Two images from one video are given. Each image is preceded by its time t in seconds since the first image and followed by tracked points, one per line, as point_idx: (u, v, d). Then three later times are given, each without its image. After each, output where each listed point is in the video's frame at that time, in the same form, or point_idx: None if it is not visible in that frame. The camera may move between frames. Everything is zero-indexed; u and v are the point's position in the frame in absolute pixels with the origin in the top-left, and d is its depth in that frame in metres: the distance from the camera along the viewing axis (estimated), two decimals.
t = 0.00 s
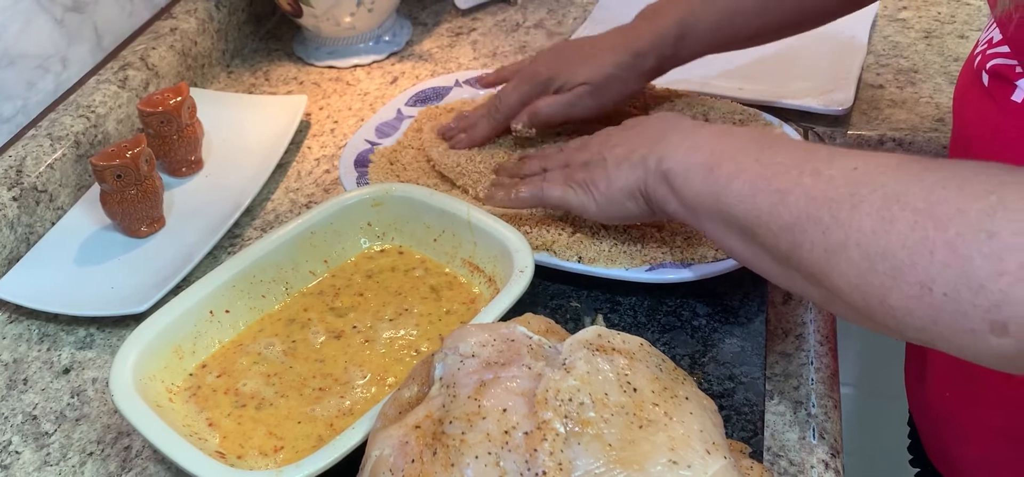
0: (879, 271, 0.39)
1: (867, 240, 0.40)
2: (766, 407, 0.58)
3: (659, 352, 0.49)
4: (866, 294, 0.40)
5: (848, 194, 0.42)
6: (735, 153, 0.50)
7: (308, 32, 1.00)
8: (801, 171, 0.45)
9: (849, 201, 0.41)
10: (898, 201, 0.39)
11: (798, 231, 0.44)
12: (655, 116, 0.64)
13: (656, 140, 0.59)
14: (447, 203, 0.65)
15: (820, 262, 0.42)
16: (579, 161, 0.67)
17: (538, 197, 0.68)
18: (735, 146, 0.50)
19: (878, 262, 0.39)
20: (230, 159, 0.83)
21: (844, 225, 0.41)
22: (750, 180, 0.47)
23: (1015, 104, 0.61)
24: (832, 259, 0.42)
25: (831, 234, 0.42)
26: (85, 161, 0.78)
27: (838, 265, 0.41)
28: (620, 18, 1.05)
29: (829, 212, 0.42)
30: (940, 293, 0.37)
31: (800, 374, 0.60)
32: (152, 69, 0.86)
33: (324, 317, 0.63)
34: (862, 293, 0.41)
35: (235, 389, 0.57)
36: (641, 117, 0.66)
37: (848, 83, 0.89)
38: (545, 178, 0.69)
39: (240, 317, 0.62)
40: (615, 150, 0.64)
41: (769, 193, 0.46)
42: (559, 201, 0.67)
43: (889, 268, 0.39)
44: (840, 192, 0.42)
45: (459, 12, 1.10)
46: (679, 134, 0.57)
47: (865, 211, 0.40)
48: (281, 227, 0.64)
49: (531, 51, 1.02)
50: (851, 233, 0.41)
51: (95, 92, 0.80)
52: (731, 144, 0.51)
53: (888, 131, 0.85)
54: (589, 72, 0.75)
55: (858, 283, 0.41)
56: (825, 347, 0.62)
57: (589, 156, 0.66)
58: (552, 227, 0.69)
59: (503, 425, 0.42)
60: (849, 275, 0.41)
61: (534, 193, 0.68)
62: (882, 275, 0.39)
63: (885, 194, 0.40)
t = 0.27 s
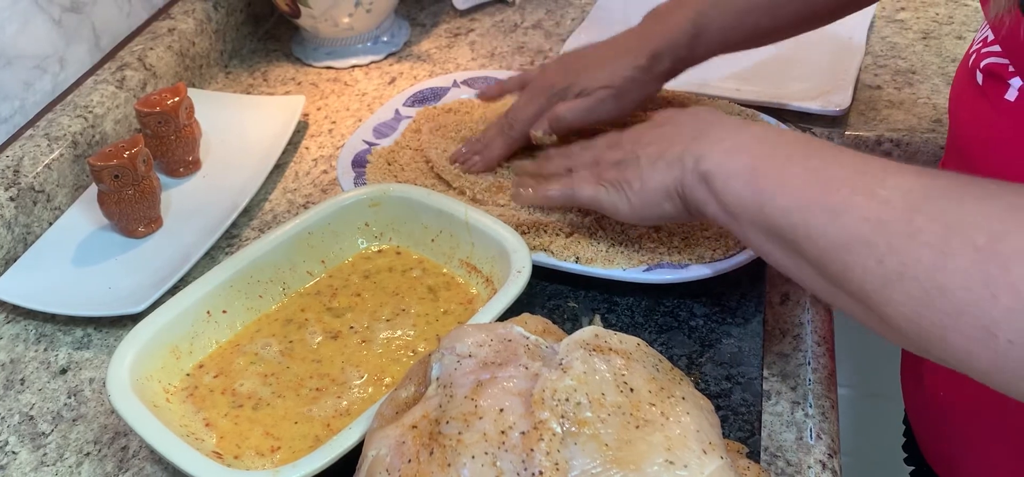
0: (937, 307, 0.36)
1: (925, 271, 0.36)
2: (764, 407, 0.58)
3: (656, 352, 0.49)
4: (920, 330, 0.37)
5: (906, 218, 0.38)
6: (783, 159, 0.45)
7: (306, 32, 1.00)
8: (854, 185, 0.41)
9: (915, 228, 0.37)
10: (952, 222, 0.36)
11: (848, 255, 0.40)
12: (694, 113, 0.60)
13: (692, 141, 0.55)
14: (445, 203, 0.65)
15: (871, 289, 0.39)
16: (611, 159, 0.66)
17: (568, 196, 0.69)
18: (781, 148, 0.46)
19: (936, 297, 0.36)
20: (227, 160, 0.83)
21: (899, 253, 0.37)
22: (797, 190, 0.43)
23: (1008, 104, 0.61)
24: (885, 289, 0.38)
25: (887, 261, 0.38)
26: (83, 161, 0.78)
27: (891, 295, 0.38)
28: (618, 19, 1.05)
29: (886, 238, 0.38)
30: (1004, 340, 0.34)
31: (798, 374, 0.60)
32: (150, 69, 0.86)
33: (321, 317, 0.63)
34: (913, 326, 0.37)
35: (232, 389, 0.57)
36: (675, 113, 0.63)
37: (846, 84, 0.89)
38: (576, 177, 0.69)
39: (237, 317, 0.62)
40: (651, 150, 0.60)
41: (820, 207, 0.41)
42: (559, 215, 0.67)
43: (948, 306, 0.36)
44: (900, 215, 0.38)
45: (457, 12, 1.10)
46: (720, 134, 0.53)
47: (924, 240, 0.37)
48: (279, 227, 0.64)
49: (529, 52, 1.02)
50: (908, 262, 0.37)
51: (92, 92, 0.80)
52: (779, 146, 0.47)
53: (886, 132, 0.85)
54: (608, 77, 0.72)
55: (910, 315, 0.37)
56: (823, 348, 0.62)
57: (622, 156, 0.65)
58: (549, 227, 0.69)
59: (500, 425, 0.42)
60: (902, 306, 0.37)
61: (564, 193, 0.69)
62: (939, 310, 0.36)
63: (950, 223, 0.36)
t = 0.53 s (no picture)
0: (958, 316, 0.37)
1: (944, 280, 0.37)
2: (764, 407, 0.58)
3: (657, 352, 0.49)
4: (942, 338, 0.38)
5: (923, 229, 0.39)
6: (796, 177, 0.47)
7: (306, 32, 1.00)
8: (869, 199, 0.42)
9: (926, 237, 0.39)
10: (965, 227, 0.38)
11: (866, 269, 0.41)
12: (708, 132, 0.62)
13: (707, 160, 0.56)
14: (446, 203, 0.65)
15: (891, 302, 0.40)
16: (624, 174, 0.66)
17: (581, 212, 0.67)
18: (796, 169, 0.48)
19: (957, 306, 0.37)
20: (228, 160, 0.83)
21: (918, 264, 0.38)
22: (812, 207, 0.45)
23: (1009, 105, 0.61)
24: (905, 300, 0.39)
25: (905, 273, 0.39)
26: (83, 161, 0.78)
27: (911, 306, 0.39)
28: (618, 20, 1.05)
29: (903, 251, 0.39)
30: None
31: (798, 374, 0.60)
32: (150, 69, 0.86)
33: (322, 317, 0.63)
34: (936, 336, 0.38)
35: (233, 389, 0.57)
36: (691, 132, 0.64)
37: (845, 84, 0.90)
38: (588, 191, 0.68)
39: (238, 317, 0.62)
40: (666, 168, 0.61)
41: (835, 222, 0.43)
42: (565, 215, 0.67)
43: (969, 314, 0.37)
44: (915, 227, 0.39)
45: (457, 13, 1.10)
46: (735, 153, 0.54)
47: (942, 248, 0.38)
48: (280, 227, 0.64)
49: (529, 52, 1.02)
50: (927, 273, 0.38)
51: (93, 92, 0.80)
52: (792, 166, 0.48)
53: (886, 133, 0.85)
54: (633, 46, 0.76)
55: (934, 326, 0.38)
56: (823, 348, 0.62)
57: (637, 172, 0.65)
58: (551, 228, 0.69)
59: (502, 424, 0.42)
60: (924, 317, 0.38)
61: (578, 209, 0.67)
62: (960, 320, 0.37)
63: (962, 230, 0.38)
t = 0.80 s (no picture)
0: (1001, 346, 0.36)
1: (984, 308, 0.36)
2: (764, 408, 0.58)
3: (658, 353, 0.49)
4: (988, 368, 0.37)
5: (960, 253, 0.38)
6: (827, 199, 0.46)
7: (306, 34, 1.00)
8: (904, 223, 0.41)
9: (963, 262, 0.38)
10: (1011, 255, 0.36)
11: (902, 295, 0.40)
12: (731, 151, 0.61)
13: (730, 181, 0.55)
14: (447, 205, 0.65)
15: (928, 329, 0.39)
16: (647, 194, 0.64)
17: (603, 231, 0.66)
18: (827, 189, 0.46)
19: (1002, 336, 0.36)
20: (228, 161, 0.83)
21: (957, 290, 0.37)
22: (842, 230, 0.44)
23: (1009, 112, 0.61)
24: (944, 326, 0.38)
25: (943, 300, 0.38)
26: (84, 162, 0.78)
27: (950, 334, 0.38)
28: (617, 22, 1.05)
29: (940, 275, 0.38)
30: None
31: (797, 376, 0.60)
32: (151, 71, 0.86)
33: (323, 318, 0.63)
34: (981, 366, 0.37)
35: (234, 390, 0.57)
36: (712, 148, 0.63)
37: (844, 86, 0.90)
38: (611, 211, 0.67)
39: (239, 318, 0.62)
40: (688, 187, 0.60)
41: (869, 247, 0.42)
42: (566, 224, 0.67)
43: (1015, 342, 0.35)
44: (953, 250, 0.38)
45: (458, 15, 1.10)
46: (758, 175, 0.53)
47: (981, 275, 0.37)
48: (280, 228, 0.64)
49: (529, 54, 1.02)
50: (966, 299, 0.37)
51: (93, 93, 0.80)
52: (820, 186, 0.47)
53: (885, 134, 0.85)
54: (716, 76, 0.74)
55: (978, 356, 0.37)
56: (822, 350, 0.62)
57: (659, 191, 0.63)
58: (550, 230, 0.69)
59: (503, 425, 0.42)
60: (967, 346, 0.37)
61: (600, 228, 0.65)
62: (1006, 350, 0.36)
63: (1005, 256, 0.37)
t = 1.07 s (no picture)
0: None
1: None
2: (765, 409, 0.58)
3: (660, 353, 0.49)
4: None
5: (1018, 266, 0.38)
6: (873, 201, 0.45)
7: (306, 36, 1.00)
8: (953, 229, 0.41)
9: (1020, 273, 0.38)
10: None
11: (954, 305, 0.40)
12: (760, 142, 0.59)
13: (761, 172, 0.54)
14: (448, 206, 0.65)
15: (979, 341, 0.39)
16: (668, 185, 0.63)
17: (620, 221, 0.65)
18: (871, 191, 0.46)
19: None
20: (229, 164, 0.84)
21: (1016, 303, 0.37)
22: (889, 233, 0.43)
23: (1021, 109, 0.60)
24: (1000, 340, 0.38)
25: (1000, 313, 0.38)
26: (84, 165, 0.78)
27: (1006, 346, 0.38)
28: (616, 24, 1.05)
29: (997, 286, 0.38)
30: None
31: (799, 376, 0.60)
32: (151, 73, 0.86)
33: (324, 320, 0.63)
34: None
35: (235, 392, 0.57)
36: (739, 138, 0.61)
37: (843, 87, 0.90)
38: (628, 200, 0.66)
39: (240, 320, 0.62)
40: (712, 179, 0.59)
41: (918, 253, 0.42)
42: (582, 214, 0.68)
43: None
44: (1008, 260, 0.38)
45: (457, 17, 1.10)
46: (792, 169, 0.52)
47: None
48: (281, 230, 0.64)
49: (528, 56, 1.02)
50: None
51: (94, 96, 0.80)
52: (864, 188, 0.46)
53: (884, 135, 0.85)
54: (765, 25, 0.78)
55: None
56: (823, 350, 0.62)
57: (682, 182, 0.61)
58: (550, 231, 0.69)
59: (505, 426, 0.42)
60: None
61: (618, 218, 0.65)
62: None
63: None
